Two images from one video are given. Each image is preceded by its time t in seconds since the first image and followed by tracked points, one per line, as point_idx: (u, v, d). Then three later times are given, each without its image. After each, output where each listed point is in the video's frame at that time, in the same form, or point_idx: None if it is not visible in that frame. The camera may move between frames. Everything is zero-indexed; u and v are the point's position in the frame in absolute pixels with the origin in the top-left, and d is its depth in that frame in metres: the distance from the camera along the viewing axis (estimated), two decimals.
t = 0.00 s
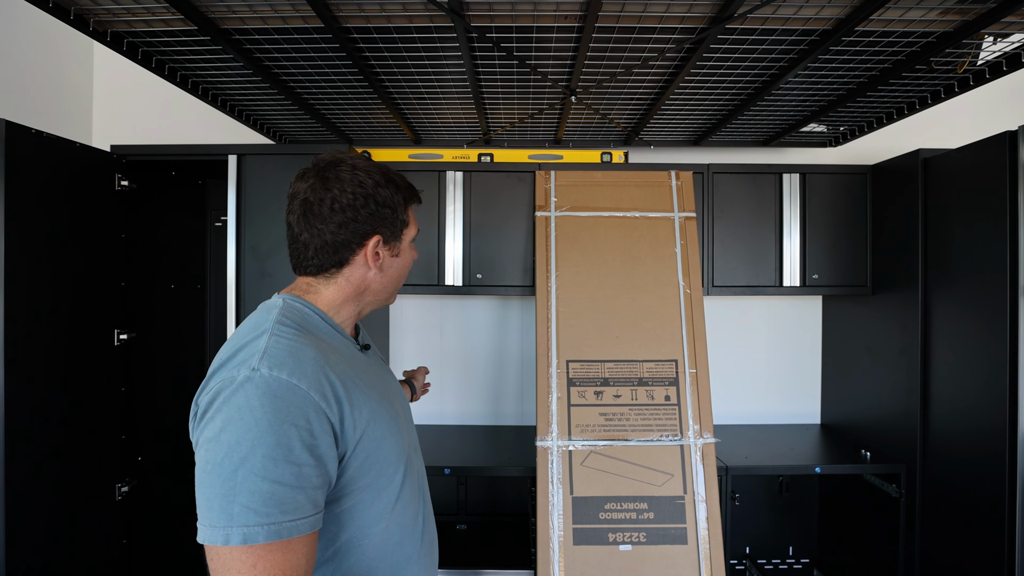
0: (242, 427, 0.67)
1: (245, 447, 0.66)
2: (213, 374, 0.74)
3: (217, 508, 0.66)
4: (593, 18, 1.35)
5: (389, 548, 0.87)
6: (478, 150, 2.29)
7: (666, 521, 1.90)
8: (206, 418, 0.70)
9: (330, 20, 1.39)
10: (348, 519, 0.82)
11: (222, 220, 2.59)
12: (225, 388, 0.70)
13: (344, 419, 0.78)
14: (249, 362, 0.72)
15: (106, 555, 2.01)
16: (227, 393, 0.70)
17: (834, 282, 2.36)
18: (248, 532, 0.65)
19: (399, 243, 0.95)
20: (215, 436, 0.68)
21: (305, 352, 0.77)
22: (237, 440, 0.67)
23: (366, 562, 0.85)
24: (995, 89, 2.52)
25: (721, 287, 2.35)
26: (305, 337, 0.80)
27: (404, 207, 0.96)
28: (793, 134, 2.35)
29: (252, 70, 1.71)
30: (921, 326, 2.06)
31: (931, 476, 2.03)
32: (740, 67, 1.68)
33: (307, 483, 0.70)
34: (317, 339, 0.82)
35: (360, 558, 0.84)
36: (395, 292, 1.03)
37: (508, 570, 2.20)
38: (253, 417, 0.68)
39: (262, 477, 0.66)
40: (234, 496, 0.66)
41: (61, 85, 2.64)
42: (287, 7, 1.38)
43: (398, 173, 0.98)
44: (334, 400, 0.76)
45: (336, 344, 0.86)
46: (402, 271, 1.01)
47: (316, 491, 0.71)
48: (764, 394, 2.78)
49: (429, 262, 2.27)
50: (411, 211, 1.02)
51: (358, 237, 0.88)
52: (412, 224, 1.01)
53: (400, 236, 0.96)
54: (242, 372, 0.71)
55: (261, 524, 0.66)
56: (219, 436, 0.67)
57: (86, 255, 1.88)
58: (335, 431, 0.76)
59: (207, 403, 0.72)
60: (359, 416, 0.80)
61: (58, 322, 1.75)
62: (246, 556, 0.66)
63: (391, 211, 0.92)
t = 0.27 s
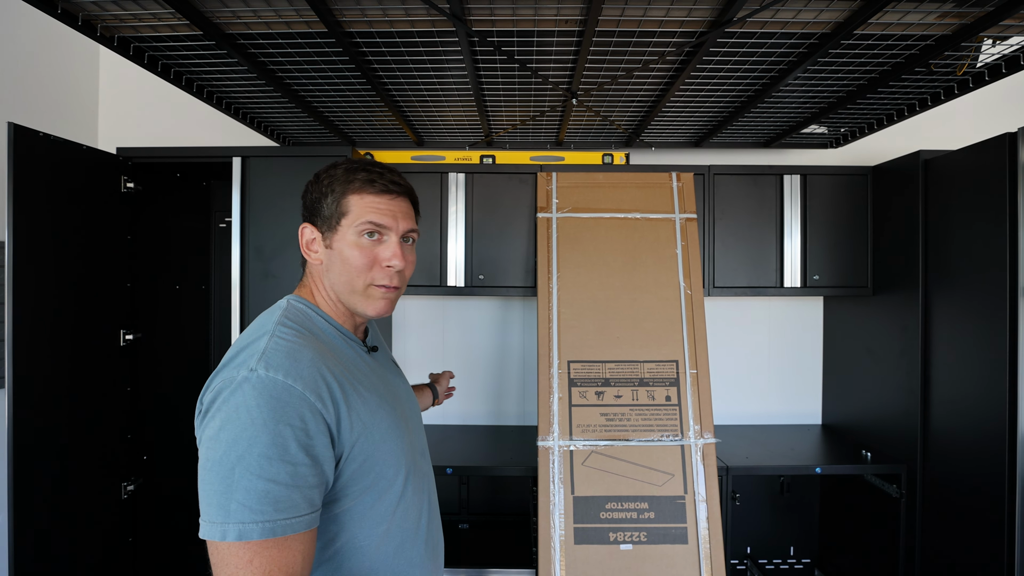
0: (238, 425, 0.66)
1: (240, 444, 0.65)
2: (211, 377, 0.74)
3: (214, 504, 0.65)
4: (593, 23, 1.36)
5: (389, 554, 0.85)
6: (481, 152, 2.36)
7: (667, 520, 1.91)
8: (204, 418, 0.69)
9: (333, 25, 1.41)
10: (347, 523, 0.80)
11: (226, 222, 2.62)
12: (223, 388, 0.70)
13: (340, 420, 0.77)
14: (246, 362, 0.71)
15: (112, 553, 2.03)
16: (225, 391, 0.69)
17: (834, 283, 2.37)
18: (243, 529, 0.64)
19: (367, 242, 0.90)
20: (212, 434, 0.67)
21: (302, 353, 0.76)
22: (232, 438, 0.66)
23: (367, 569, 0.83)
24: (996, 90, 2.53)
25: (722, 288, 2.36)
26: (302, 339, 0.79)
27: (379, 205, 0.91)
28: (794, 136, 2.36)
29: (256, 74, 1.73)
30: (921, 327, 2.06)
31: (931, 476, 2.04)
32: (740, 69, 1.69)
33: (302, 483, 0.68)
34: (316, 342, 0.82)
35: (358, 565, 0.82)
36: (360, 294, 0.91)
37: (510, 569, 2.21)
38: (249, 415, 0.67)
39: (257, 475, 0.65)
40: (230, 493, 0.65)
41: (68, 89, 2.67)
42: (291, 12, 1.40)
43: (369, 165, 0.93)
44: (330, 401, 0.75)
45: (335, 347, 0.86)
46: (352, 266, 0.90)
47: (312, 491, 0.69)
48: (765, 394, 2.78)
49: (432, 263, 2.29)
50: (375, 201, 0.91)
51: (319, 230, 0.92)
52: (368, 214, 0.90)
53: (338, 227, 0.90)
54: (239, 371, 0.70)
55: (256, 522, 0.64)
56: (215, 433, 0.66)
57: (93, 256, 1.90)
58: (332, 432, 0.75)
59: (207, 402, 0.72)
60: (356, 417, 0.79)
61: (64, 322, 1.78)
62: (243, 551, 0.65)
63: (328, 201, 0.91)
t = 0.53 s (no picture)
0: (225, 421, 0.67)
1: (226, 440, 0.66)
2: (207, 373, 0.76)
3: (200, 498, 0.65)
4: (594, 22, 1.37)
5: (382, 554, 0.85)
6: (483, 151, 2.38)
7: (667, 519, 1.92)
8: (197, 414, 0.70)
9: (335, 25, 1.42)
10: (338, 522, 0.81)
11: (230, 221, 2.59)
12: (214, 384, 0.71)
13: (331, 419, 0.77)
14: (238, 359, 0.72)
15: (115, 550, 2.04)
16: (216, 387, 0.70)
17: (836, 283, 2.37)
18: (225, 524, 0.64)
19: (362, 241, 0.91)
20: (201, 429, 0.68)
21: (294, 351, 0.77)
22: (219, 433, 0.66)
23: (357, 568, 0.83)
24: (998, 89, 2.52)
25: (723, 287, 2.36)
26: (296, 337, 0.80)
27: (376, 205, 0.91)
28: (796, 135, 2.36)
29: (258, 74, 1.74)
30: (923, 326, 2.06)
31: (932, 475, 2.04)
32: (741, 69, 1.69)
33: (286, 481, 0.68)
34: (311, 341, 0.83)
35: (350, 564, 0.82)
36: (356, 294, 0.91)
37: (511, 567, 2.22)
38: (236, 411, 0.67)
39: (242, 471, 0.66)
40: (215, 488, 0.65)
41: (73, 89, 2.69)
42: (293, 12, 1.41)
43: (368, 165, 0.94)
44: (320, 400, 0.75)
45: (332, 346, 0.87)
46: (348, 265, 0.90)
47: (298, 489, 0.70)
48: (767, 393, 2.79)
49: (433, 262, 2.29)
50: (372, 200, 0.91)
51: (320, 229, 0.93)
52: (366, 213, 0.91)
53: (336, 226, 0.91)
54: (230, 368, 0.71)
55: (238, 517, 0.64)
56: (204, 429, 0.67)
57: (96, 255, 1.91)
58: (321, 431, 0.75)
59: (201, 397, 0.73)
60: (347, 416, 0.79)
61: (68, 320, 1.79)
62: (226, 546, 0.65)
63: (327, 200, 0.92)
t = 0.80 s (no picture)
0: (214, 421, 0.67)
1: (215, 440, 0.66)
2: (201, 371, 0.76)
3: (188, 498, 0.66)
4: (593, 21, 1.37)
5: (377, 557, 0.85)
6: (482, 150, 2.34)
7: (668, 518, 1.92)
8: (188, 413, 0.70)
9: (335, 24, 1.42)
10: (331, 525, 0.80)
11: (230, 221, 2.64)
12: (205, 384, 0.71)
13: (322, 421, 0.76)
14: (230, 359, 0.72)
15: (116, 549, 2.04)
16: (207, 387, 0.70)
17: (837, 282, 2.37)
18: (211, 525, 0.64)
19: (360, 240, 0.91)
20: (192, 429, 0.68)
21: (286, 352, 0.77)
22: (208, 434, 0.66)
23: (351, 569, 0.82)
24: (999, 87, 2.52)
25: (724, 287, 2.36)
26: (289, 338, 0.80)
27: (375, 204, 0.91)
28: (796, 134, 2.36)
29: (258, 73, 1.74)
30: (924, 325, 2.06)
31: (933, 474, 2.04)
32: (741, 68, 1.69)
33: (275, 483, 0.68)
34: (306, 341, 0.82)
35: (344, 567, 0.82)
36: (354, 293, 0.91)
37: (511, 567, 2.22)
38: (225, 411, 0.67)
39: (230, 473, 0.65)
40: (202, 489, 0.65)
41: (74, 89, 2.69)
42: (293, 12, 1.41)
43: (368, 164, 0.94)
44: (311, 401, 0.75)
45: (327, 347, 0.87)
46: (346, 265, 0.91)
47: (286, 492, 0.69)
48: (767, 393, 2.78)
49: (434, 262, 2.29)
50: (371, 199, 0.91)
51: (319, 227, 0.93)
52: (365, 212, 0.91)
53: (335, 225, 0.91)
54: (221, 367, 0.71)
55: (224, 519, 0.64)
56: (194, 429, 0.67)
57: (97, 255, 1.91)
58: (313, 433, 0.75)
59: (194, 396, 0.73)
60: (339, 418, 0.79)
61: (69, 320, 1.79)
62: (210, 548, 0.65)
63: (326, 199, 0.92)
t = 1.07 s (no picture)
0: (209, 425, 0.66)
1: (210, 445, 0.65)
2: (196, 373, 0.75)
3: (183, 504, 0.65)
4: (594, 20, 1.37)
5: (375, 562, 0.84)
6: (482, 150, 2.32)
7: (668, 518, 1.91)
8: (183, 415, 0.70)
9: (334, 24, 1.42)
10: (329, 529, 0.80)
11: (230, 221, 2.62)
12: (200, 386, 0.70)
13: (320, 424, 0.76)
14: (225, 361, 0.72)
15: (116, 549, 2.04)
16: (201, 389, 0.69)
17: (838, 282, 2.36)
18: (206, 532, 0.64)
19: (360, 239, 0.91)
20: (186, 433, 0.67)
21: (283, 354, 0.76)
22: (203, 438, 0.66)
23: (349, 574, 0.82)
24: (1001, 86, 2.51)
25: (724, 287, 2.35)
26: (286, 339, 0.80)
27: (375, 202, 0.91)
28: (797, 133, 2.36)
29: (258, 73, 1.74)
30: (925, 325, 2.05)
31: (934, 474, 2.03)
32: (741, 67, 1.68)
33: (272, 488, 0.68)
34: (302, 343, 0.82)
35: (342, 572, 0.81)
36: (354, 293, 0.91)
37: (511, 567, 2.22)
38: (220, 415, 0.67)
39: (225, 478, 0.65)
40: (197, 494, 0.65)
41: (74, 89, 2.70)
42: (293, 12, 1.41)
43: (368, 162, 0.93)
44: (309, 404, 0.75)
45: (324, 348, 0.86)
46: (346, 264, 0.90)
47: (283, 496, 0.69)
48: (768, 393, 2.78)
49: (434, 262, 2.29)
50: (371, 198, 0.91)
51: (317, 225, 0.93)
52: (365, 211, 0.90)
53: (334, 224, 0.91)
54: (216, 370, 0.71)
55: (219, 525, 0.64)
56: (189, 432, 0.66)
57: (97, 255, 1.91)
58: (310, 436, 0.75)
59: (188, 398, 0.73)
60: (337, 421, 0.78)
61: (69, 320, 1.79)
62: (206, 555, 0.64)
63: (325, 197, 0.92)
